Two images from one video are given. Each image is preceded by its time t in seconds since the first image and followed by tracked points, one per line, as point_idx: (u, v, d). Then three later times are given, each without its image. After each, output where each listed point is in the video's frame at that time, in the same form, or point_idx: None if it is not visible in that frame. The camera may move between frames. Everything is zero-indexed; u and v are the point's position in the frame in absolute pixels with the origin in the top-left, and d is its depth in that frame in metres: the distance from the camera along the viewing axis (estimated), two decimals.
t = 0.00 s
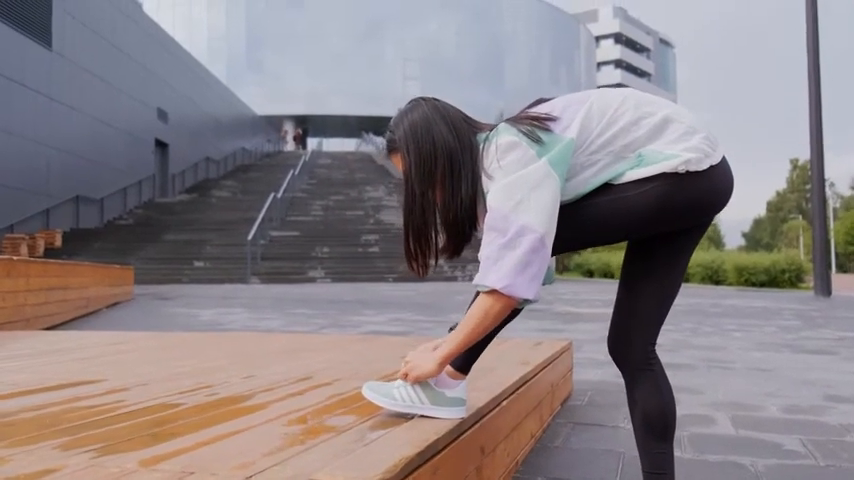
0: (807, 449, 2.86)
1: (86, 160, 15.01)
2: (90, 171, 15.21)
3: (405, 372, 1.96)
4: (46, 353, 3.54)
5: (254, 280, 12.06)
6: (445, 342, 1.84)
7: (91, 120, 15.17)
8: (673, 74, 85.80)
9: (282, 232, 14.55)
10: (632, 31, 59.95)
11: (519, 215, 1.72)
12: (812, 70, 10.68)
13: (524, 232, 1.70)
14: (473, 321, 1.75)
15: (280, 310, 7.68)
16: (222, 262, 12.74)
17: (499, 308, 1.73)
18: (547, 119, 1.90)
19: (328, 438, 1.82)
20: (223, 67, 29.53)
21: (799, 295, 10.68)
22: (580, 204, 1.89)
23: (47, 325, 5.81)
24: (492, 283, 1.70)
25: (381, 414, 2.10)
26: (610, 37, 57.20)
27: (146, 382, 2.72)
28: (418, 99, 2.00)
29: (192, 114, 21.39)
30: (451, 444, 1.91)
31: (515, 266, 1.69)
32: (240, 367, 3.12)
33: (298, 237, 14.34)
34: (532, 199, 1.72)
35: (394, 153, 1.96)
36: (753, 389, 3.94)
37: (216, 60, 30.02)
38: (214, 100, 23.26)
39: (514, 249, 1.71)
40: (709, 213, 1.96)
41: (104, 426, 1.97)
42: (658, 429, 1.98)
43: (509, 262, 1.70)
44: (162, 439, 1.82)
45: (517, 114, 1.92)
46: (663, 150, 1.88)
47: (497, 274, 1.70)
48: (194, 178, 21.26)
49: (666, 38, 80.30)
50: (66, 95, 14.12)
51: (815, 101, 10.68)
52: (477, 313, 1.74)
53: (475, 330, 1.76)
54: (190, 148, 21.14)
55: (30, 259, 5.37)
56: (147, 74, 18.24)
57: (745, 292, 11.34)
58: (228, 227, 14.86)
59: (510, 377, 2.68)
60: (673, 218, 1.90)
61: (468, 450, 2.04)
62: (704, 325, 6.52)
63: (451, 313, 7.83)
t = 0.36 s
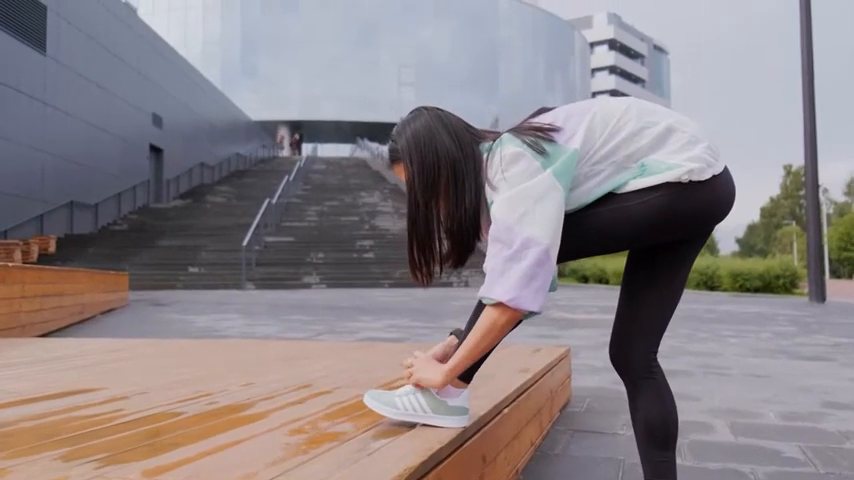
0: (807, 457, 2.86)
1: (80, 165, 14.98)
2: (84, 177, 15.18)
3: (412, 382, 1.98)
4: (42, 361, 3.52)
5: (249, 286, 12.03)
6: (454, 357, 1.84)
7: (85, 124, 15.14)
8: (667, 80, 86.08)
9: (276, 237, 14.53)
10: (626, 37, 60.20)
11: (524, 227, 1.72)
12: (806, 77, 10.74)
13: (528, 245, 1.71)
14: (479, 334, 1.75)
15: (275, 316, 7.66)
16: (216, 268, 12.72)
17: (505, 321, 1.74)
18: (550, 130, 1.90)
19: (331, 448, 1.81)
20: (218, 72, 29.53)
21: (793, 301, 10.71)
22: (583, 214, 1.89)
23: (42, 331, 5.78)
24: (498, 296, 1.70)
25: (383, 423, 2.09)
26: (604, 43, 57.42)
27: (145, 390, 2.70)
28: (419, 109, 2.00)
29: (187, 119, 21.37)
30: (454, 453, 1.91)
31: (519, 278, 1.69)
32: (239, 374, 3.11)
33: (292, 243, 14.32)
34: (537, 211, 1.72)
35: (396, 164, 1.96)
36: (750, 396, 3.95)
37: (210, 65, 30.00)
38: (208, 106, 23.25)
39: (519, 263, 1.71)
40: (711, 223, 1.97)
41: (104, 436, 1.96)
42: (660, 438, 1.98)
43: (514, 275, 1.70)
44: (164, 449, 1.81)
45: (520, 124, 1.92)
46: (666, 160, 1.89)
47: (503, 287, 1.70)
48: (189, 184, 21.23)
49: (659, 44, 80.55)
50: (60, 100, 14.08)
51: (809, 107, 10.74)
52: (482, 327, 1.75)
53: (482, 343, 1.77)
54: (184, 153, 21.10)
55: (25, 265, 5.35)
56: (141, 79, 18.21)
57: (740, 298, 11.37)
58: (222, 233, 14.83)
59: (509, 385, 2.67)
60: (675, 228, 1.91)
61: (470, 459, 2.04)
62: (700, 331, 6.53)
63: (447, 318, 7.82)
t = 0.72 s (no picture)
0: (798, 466, 2.87)
1: (67, 171, 14.87)
2: (71, 183, 15.07)
3: (408, 393, 1.97)
4: (32, 371, 3.49)
5: (237, 294, 11.99)
6: (448, 368, 1.83)
7: (72, 130, 15.05)
8: (654, 87, 86.49)
9: (265, 244, 14.48)
10: (614, 45, 60.51)
11: (519, 240, 1.72)
12: (793, 87, 10.82)
13: (523, 257, 1.71)
14: (474, 347, 1.75)
15: (264, 324, 7.63)
16: (205, 275, 12.67)
17: (498, 334, 1.73)
18: (547, 143, 1.90)
19: (327, 463, 1.80)
20: (206, 78, 29.42)
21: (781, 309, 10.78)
22: (581, 226, 1.89)
23: (28, 340, 5.72)
24: (490, 308, 1.70)
25: (379, 436, 2.08)
26: (592, 51, 57.73)
27: (136, 402, 2.68)
28: (416, 121, 2.00)
29: (175, 125, 21.28)
30: (449, 467, 1.90)
31: (513, 291, 1.69)
32: (230, 385, 3.08)
33: (281, 250, 14.28)
34: (532, 224, 1.72)
35: (393, 177, 1.96)
36: (741, 405, 3.96)
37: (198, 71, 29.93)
38: (196, 111, 23.15)
39: (512, 275, 1.71)
40: (707, 236, 1.98)
41: (97, 450, 1.94)
42: (656, 450, 1.99)
43: (509, 288, 1.70)
44: (158, 465, 1.79)
45: (517, 137, 1.92)
46: (662, 174, 1.90)
47: (496, 300, 1.70)
48: (177, 190, 21.12)
49: (646, 52, 80.95)
50: (48, 106, 14.00)
51: (796, 116, 10.82)
52: (477, 339, 1.74)
53: (476, 355, 1.76)
54: (172, 159, 21.02)
55: (12, 274, 5.30)
56: (129, 85, 18.14)
57: (728, 305, 11.42)
58: (210, 240, 14.77)
59: (502, 396, 2.66)
60: (671, 240, 1.92)
61: (466, 472, 2.03)
62: (689, 339, 6.56)
63: (437, 326, 7.80)
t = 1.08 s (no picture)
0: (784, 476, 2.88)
1: (47, 177, 14.74)
2: (51, 188, 14.93)
3: (396, 404, 1.95)
4: (14, 381, 3.45)
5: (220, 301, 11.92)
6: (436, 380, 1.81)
7: (53, 136, 14.92)
8: (636, 96, 87.07)
9: (248, 251, 14.40)
10: (597, 53, 60.84)
11: (506, 250, 1.71)
12: (775, 96, 10.91)
13: (510, 267, 1.70)
14: (461, 359, 1.73)
15: (248, 332, 7.59)
16: (188, 281, 12.59)
17: (485, 345, 1.72)
18: (536, 155, 1.89)
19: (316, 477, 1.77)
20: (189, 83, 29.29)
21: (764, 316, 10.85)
22: (570, 238, 1.89)
23: (8, 349, 5.65)
24: (477, 319, 1.69)
25: (367, 449, 2.07)
26: (575, 59, 58.06)
27: (119, 413, 2.64)
28: (406, 131, 1.99)
29: (157, 130, 21.13)
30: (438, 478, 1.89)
31: (500, 302, 1.68)
32: (216, 396, 3.05)
33: (264, 256, 14.22)
34: (520, 235, 1.71)
35: (382, 187, 1.95)
36: (726, 414, 3.98)
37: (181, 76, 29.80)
38: (179, 117, 23.03)
39: (500, 286, 1.70)
40: (695, 248, 1.98)
41: (80, 465, 1.91)
42: (645, 462, 1.99)
43: (496, 299, 1.69)
44: None
45: (506, 148, 1.92)
46: (651, 186, 1.90)
47: (483, 311, 1.69)
48: (159, 196, 20.97)
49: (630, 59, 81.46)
50: (29, 111, 13.87)
51: (778, 125, 10.90)
52: (464, 351, 1.73)
53: (464, 367, 1.75)
54: (154, 165, 20.88)
55: None
56: (111, 90, 18.01)
57: (711, 312, 11.49)
58: (193, 246, 14.68)
59: (491, 407, 2.65)
60: (660, 251, 1.92)
61: None
62: (673, 347, 6.59)
63: (421, 334, 7.78)
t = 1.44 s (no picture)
0: None
1: (28, 180, 14.59)
2: (32, 191, 14.78)
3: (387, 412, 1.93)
4: None
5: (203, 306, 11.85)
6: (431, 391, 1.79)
7: (34, 138, 14.77)
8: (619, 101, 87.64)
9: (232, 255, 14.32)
10: (580, 58, 61.18)
11: (505, 260, 1.69)
12: (757, 103, 11.01)
13: (510, 278, 1.68)
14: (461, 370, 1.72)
15: (232, 336, 7.54)
16: (172, 285, 12.51)
17: (488, 356, 1.70)
18: (526, 161, 1.89)
19: None
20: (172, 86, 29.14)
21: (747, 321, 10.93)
22: (561, 244, 1.88)
23: None
24: (482, 332, 1.67)
25: (357, 457, 2.05)
26: (559, 64, 58.40)
27: (103, 421, 2.61)
28: (394, 137, 1.98)
29: (139, 133, 20.99)
30: None
31: (504, 312, 1.66)
32: (201, 403, 3.02)
33: (248, 260, 14.16)
34: (517, 244, 1.70)
35: (371, 193, 1.94)
36: (713, 418, 3.99)
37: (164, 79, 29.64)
38: (162, 120, 22.90)
39: (500, 297, 1.68)
40: (685, 254, 1.98)
41: (64, 474, 1.87)
42: (634, 468, 1.99)
43: (497, 310, 1.67)
44: None
45: (495, 155, 1.91)
46: (641, 192, 1.90)
47: (486, 323, 1.67)
48: (142, 199, 20.83)
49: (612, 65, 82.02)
50: (9, 113, 13.73)
51: (760, 130, 11.00)
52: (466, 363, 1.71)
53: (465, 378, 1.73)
54: (137, 168, 20.74)
55: None
56: (94, 92, 17.88)
57: (695, 317, 11.55)
58: (176, 250, 14.59)
59: (479, 413, 2.64)
60: (650, 258, 1.92)
61: None
62: (658, 351, 6.62)
63: (406, 338, 7.76)
